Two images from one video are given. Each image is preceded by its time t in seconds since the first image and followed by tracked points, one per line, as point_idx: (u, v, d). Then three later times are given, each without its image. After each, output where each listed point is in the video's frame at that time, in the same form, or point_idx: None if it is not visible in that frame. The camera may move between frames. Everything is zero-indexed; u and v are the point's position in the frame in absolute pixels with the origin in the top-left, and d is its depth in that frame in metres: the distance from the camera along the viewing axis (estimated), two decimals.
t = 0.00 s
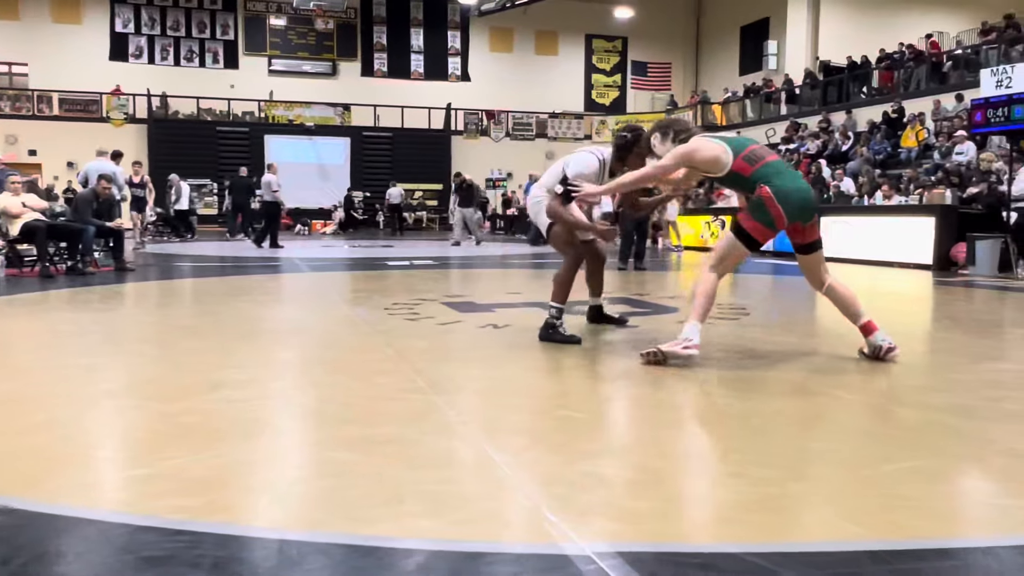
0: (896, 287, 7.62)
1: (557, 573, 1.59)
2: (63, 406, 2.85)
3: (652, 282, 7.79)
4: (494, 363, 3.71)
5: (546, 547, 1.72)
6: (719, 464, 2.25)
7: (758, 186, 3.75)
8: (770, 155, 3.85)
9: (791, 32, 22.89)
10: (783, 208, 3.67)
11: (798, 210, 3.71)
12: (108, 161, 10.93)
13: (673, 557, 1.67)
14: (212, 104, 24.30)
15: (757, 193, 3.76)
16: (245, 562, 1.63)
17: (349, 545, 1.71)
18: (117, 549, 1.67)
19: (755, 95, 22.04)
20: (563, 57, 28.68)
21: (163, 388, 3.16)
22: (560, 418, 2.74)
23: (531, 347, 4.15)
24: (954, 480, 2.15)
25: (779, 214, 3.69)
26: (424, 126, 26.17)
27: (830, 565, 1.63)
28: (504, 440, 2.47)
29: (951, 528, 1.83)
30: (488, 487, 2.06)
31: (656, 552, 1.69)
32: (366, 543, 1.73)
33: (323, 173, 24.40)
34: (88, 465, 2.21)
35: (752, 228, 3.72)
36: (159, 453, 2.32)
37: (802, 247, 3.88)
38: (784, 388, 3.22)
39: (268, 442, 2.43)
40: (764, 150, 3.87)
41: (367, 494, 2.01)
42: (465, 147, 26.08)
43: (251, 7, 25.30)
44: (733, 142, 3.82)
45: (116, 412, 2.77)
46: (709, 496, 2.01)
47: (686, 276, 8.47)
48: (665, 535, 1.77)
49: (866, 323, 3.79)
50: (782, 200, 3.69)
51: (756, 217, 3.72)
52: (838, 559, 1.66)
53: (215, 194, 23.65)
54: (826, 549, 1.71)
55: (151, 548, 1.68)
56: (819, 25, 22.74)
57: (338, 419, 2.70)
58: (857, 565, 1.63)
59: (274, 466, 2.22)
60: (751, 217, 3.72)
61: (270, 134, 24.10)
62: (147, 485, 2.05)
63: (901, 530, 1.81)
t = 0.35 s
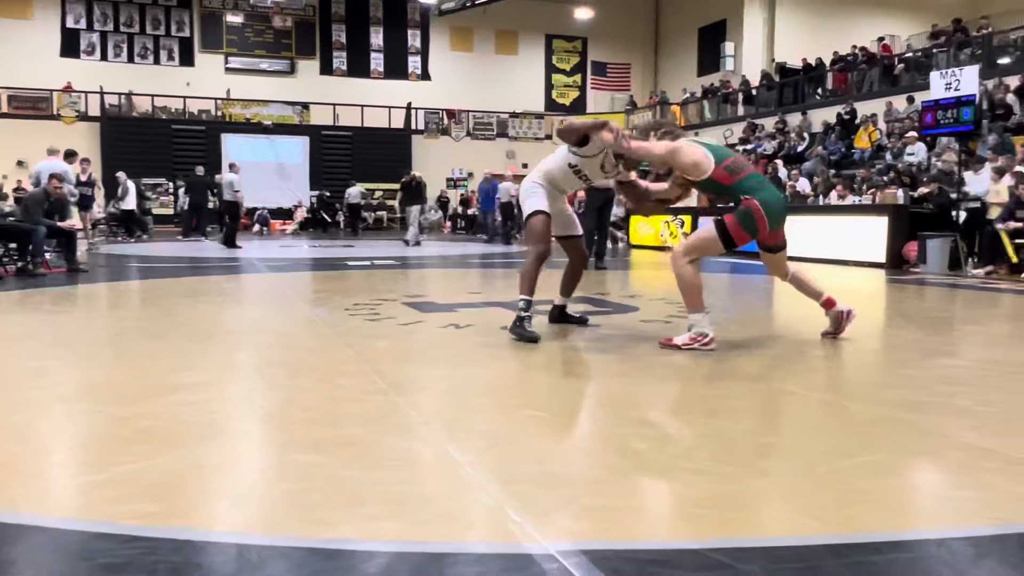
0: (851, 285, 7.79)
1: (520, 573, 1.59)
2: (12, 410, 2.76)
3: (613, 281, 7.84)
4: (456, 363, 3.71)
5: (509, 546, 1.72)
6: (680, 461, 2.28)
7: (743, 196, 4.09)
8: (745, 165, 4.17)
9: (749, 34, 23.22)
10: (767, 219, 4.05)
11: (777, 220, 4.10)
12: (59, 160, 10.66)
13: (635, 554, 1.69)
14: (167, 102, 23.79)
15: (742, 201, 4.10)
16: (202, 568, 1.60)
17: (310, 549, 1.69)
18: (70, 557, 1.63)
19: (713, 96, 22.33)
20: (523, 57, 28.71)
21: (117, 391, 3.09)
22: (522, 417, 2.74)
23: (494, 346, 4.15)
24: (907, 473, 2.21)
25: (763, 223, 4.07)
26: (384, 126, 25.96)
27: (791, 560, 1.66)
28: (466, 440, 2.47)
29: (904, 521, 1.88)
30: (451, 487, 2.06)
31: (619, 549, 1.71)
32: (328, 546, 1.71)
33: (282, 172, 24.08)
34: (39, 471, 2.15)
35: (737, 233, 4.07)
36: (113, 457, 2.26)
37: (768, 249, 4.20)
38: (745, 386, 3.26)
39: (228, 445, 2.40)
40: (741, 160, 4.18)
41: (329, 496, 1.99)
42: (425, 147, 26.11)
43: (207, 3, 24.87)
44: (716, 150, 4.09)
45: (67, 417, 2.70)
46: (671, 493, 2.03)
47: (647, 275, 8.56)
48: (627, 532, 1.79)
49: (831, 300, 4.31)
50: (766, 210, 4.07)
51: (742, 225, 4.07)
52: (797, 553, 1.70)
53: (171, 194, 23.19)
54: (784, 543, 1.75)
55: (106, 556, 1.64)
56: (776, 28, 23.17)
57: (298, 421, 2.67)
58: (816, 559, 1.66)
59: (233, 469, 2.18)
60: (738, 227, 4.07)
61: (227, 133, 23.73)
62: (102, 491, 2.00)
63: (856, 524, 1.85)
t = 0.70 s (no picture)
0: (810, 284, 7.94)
1: (487, 573, 1.60)
2: None
3: (577, 280, 7.88)
4: (420, 363, 3.70)
5: (475, 547, 1.72)
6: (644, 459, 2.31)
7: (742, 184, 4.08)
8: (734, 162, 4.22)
9: (709, 36, 23.52)
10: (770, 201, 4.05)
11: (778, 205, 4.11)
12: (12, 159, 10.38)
13: (600, 552, 1.70)
14: (124, 99, 23.17)
15: (742, 190, 4.08)
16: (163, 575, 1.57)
17: (274, 552, 1.68)
18: (26, 566, 1.59)
19: (674, 97, 22.57)
20: (486, 57, 28.70)
21: (72, 395, 3.02)
22: (487, 417, 2.74)
23: (458, 346, 4.14)
24: (865, 468, 2.26)
25: (768, 206, 4.06)
26: (347, 125, 25.71)
27: (753, 555, 1.69)
28: (432, 440, 2.46)
29: (862, 514, 1.92)
30: (417, 487, 2.06)
31: (584, 547, 1.72)
32: (292, 549, 1.70)
33: (242, 171, 23.73)
34: None
35: (747, 221, 4.03)
36: (69, 462, 2.21)
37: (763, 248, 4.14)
38: (707, 383, 3.31)
39: (189, 449, 2.36)
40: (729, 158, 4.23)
41: (292, 499, 1.97)
42: (388, 146, 25.95)
43: None
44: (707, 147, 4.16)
45: (20, 422, 2.63)
46: (635, 491, 2.06)
47: (611, 274, 8.61)
48: (595, 531, 1.80)
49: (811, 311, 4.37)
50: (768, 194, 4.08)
51: (750, 211, 4.03)
52: (760, 548, 1.73)
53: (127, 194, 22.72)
54: (746, 539, 1.78)
55: (63, 564, 1.60)
56: (737, 30, 23.49)
57: (261, 423, 2.64)
58: (778, 554, 1.69)
59: (195, 473, 2.15)
60: (748, 211, 4.02)
61: (186, 131, 23.32)
62: (58, 497, 1.96)
63: (817, 518, 1.89)
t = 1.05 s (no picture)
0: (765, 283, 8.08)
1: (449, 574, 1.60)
2: None
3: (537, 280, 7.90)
4: (380, 364, 3.67)
5: (436, 548, 1.72)
6: (604, 458, 2.33)
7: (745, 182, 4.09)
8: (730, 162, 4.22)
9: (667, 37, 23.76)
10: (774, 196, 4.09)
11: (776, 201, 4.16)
12: None
13: (561, 552, 1.71)
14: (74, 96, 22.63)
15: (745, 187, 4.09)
16: None
17: (232, 557, 1.66)
18: None
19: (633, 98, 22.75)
20: (446, 57, 28.62)
21: (19, 399, 2.94)
22: (448, 417, 2.74)
23: (418, 347, 4.12)
24: (820, 463, 2.31)
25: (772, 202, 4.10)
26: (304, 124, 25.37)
27: (711, 551, 1.72)
28: (392, 441, 2.46)
29: (818, 510, 1.97)
30: (378, 489, 2.05)
31: (545, 546, 1.73)
32: (251, 553, 1.68)
33: (197, 170, 23.33)
34: None
35: (755, 219, 4.04)
36: (18, 469, 2.16)
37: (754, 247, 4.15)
38: (666, 382, 3.35)
39: (143, 453, 2.32)
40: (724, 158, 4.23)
41: (250, 502, 1.95)
42: (347, 145, 25.69)
43: None
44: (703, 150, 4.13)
45: None
46: (596, 490, 2.07)
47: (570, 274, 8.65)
48: (556, 530, 1.82)
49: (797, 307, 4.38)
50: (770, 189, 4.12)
51: (758, 207, 4.04)
52: (718, 544, 1.76)
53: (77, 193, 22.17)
54: (704, 535, 1.81)
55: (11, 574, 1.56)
56: (694, 32, 23.77)
57: (217, 426, 2.60)
58: (735, 549, 1.73)
59: (149, 478, 2.11)
60: (756, 209, 4.04)
61: (139, 129, 22.82)
62: (6, 505, 1.90)
63: (773, 514, 1.93)
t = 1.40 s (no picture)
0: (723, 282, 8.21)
1: None
2: None
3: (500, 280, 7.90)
4: (342, 365, 3.66)
5: (400, 550, 1.72)
6: (567, 457, 2.35)
7: (735, 181, 3.99)
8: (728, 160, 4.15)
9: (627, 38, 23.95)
10: (762, 198, 3.97)
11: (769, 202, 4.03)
12: None
13: (524, 552, 1.73)
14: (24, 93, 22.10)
15: (734, 187, 3.99)
16: None
17: (192, 563, 1.64)
18: None
19: (594, 99, 22.87)
20: (407, 56, 28.46)
21: None
22: (411, 419, 2.74)
23: (380, 349, 4.11)
24: (778, 460, 2.36)
25: (760, 204, 3.97)
26: (263, 123, 24.99)
27: (673, 548, 1.75)
28: (355, 443, 2.45)
29: (776, 505, 2.01)
30: (340, 492, 2.04)
31: (509, 547, 1.75)
32: (211, 558, 1.66)
33: (154, 169, 22.94)
34: None
35: (740, 221, 3.94)
36: None
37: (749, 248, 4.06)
38: (627, 381, 3.38)
39: (99, 458, 2.28)
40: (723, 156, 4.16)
41: (210, 507, 1.93)
42: (307, 144, 25.42)
43: None
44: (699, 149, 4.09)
45: None
46: (559, 490, 2.09)
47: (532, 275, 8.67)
48: (519, 531, 1.83)
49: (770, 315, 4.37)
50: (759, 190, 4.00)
51: (740, 210, 3.95)
52: (678, 541, 1.79)
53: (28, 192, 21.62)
54: (665, 532, 1.84)
55: None
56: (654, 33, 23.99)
57: (176, 430, 2.56)
58: (695, 546, 1.76)
59: (106, 483, 2.08)
60: (738, 211, 3.94)
61: (92, 127, 22.33)
62: None
63: (733, 511, 1.97)
